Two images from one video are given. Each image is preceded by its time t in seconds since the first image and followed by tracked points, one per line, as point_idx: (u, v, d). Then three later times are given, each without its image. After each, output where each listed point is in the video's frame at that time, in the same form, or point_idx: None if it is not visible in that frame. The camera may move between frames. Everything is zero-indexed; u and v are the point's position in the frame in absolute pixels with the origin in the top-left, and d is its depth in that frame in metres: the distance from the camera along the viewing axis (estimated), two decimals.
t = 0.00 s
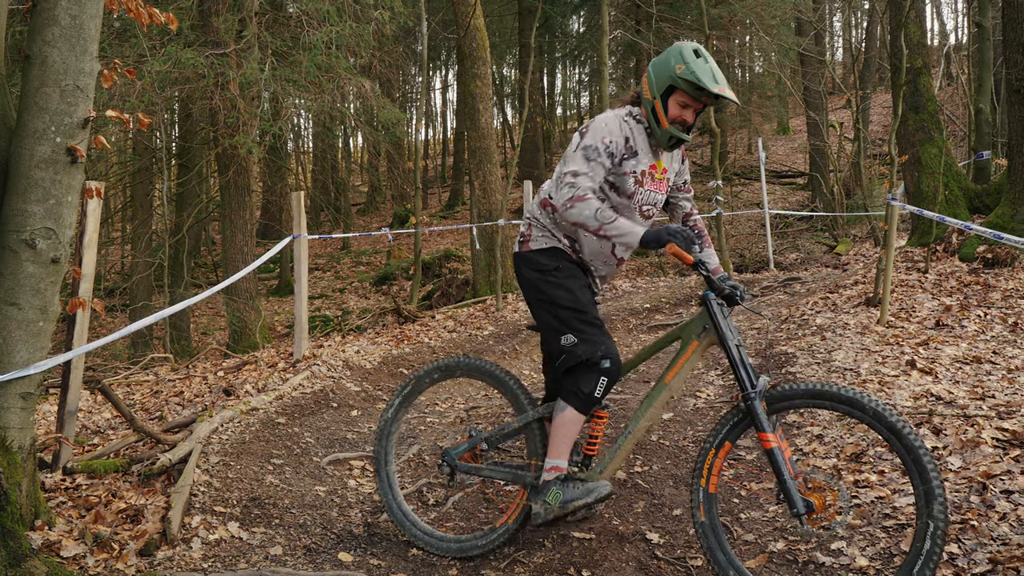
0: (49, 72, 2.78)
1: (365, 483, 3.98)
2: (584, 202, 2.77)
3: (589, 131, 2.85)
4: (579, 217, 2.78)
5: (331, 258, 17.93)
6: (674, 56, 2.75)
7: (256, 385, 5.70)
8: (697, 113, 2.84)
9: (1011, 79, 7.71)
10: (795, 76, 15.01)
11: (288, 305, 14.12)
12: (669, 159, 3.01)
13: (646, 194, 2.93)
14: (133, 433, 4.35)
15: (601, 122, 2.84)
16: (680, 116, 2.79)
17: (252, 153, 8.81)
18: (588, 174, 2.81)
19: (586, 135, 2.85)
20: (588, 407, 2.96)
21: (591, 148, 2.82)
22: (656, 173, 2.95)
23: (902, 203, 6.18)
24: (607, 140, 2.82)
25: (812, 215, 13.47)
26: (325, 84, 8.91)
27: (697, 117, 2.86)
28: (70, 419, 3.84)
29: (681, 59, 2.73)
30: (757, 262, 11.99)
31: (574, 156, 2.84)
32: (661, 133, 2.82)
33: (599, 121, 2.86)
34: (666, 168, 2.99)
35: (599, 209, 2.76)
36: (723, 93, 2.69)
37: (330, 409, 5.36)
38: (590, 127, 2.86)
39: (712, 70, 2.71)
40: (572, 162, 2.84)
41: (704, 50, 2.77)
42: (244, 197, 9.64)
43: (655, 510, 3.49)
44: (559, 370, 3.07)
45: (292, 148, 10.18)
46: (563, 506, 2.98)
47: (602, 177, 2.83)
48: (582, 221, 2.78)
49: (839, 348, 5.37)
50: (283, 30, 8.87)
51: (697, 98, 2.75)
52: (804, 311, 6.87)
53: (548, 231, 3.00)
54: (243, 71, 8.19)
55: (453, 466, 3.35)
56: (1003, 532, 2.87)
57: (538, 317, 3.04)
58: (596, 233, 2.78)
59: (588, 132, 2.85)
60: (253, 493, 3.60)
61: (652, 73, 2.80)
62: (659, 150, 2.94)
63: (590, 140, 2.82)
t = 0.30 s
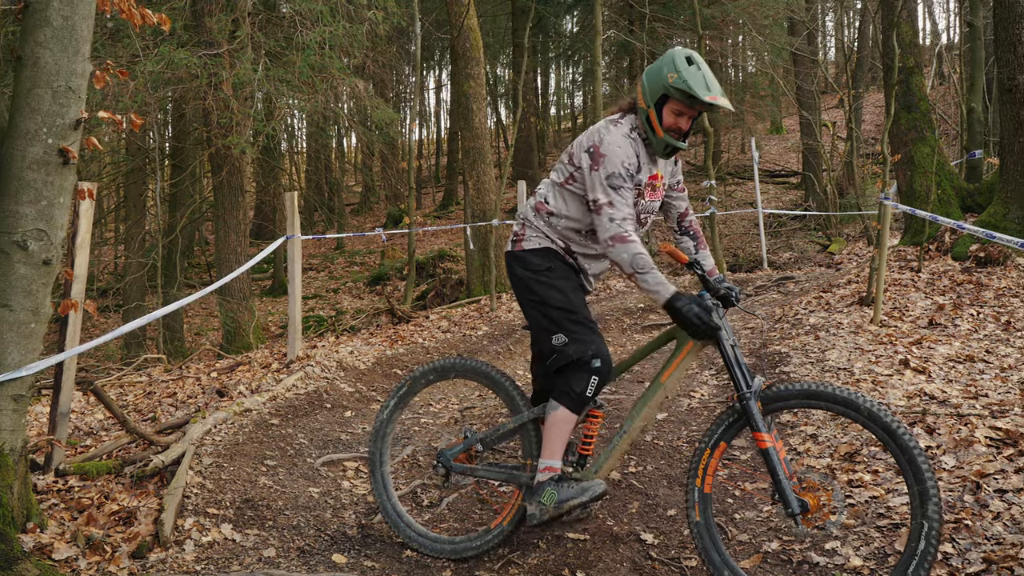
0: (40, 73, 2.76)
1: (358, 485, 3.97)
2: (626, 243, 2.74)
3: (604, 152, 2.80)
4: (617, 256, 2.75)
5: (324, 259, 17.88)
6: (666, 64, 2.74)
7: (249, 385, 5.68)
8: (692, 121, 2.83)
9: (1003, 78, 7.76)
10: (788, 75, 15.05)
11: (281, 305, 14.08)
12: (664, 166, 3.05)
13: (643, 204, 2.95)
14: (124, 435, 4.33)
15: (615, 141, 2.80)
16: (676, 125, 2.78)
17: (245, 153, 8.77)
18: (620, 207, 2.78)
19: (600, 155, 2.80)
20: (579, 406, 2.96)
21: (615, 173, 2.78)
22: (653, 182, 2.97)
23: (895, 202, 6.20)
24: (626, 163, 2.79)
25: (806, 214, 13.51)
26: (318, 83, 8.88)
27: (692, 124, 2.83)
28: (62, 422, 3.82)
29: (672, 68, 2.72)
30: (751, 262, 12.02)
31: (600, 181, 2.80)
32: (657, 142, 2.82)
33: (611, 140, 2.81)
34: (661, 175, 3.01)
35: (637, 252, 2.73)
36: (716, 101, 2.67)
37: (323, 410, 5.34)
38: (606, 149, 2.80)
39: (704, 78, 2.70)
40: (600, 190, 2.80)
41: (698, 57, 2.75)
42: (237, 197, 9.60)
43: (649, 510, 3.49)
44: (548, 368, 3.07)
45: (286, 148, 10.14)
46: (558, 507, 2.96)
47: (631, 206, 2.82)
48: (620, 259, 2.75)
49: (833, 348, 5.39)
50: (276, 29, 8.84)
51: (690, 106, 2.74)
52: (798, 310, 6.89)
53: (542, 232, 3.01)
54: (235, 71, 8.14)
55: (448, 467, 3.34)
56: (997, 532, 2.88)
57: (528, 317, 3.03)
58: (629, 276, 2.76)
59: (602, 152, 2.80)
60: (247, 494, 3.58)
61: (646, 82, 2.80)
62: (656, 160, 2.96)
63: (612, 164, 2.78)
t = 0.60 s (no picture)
0: (29, 73, 2.75)
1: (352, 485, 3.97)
2: (589, 228, 2.82)
3: (584, 143, 2.84)
4: (580, 243, 2.84)
5: (318, 259, 17.85)
6: (657, 61, 2.76)
7: (243, 386, 5.67)
8: (682, 118, 2.84)
9: (996, 80, 7.81)
10: (781, 75, 15.10)
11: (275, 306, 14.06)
12: (657, 162, 3.05)
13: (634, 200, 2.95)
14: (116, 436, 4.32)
15: (597, 134, 2.84)
16: (666, 122, 2.79)
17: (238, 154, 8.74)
18: (590, 196, 2.84)
19: (580, 146, 2.84)
20: (573, 405, 2.97)
21: (593, 163, 2.82)
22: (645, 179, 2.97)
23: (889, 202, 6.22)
24: (606, 155, 2.82)
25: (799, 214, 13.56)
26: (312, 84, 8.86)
27: (682, 123, 2.86)
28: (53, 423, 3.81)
29: (663, 65, 2.73)
30: (744, 262, 12.06)
31: (576, 171, 2.85)
32: (646, 138, 2.83)
33: (594, 132, 2.85)
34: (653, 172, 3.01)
35: (600, 239, 2.81)
36: (704, 99, 2.68)
37: (318, 410, 5.34)
38: (589, 139, 2.84)
39: (694, 75, 2.71)
40: (575, 178, 2.84)
41: (689, 54, 2.76)
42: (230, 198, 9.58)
43: (643, 510, 3.50)
44: (542, 367, 3.07)
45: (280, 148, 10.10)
46: (552, 508, 2.97)
47: (604, 195, 2.86)
48: (583, 246, 2.84)
49: (826, 348, 5.42)
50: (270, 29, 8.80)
51: (680, 103, 2.74)
52: (792, 310, 6.92)
53: (536, 230, 3.02)
54: (228, 72, 8.11)
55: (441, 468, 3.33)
56: (989, 532, 2.90)
57: (521, 315, 3.04)
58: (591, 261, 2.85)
59: (583, 143, 2.84)
60: (239, 495, 3.58)
61: (637, 78, 2.81)
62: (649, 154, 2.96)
63: (592, 156, 2.82)
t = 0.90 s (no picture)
0: (21, 64, 2.73)
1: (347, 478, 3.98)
2: (560, 209, 2.81)
3: (575, 133, 2.84)
4: (555, 224, 2.83)
5: (314, 252, 17.81)
6: (650, 50, 2.77)
7: (238, 379, 5.67)
8: (676, 106, 2.83)
9: (993, 72, 7.81)
10: (777, 68, 15.07)
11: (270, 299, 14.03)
12: (653, 156, 3.03)
13: (628, 192, 2.94)
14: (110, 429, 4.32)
15: (587, 124, 2.84)
16: (660, 110, 2.79)
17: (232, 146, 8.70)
18: (570, 181, 2.83)
19: (571, 135, 2.84)
20: (584, 400, 2.95)
21: (580, 150, 2.81)
22: (640, 171, 2.96)
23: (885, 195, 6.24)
24: (593, 142, 2.81)
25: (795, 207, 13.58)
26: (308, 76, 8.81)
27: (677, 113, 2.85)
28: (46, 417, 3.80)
29: (656, 53, 2.74)
30: (740, 255, 12.08)
31: (562, 158, 2.84)
32: (640, 126, 2.82)
33: (586, 122, 2.85)
34: (649, 165, 3.00)
35: (573, 219, 2.80)
36: (697, 84, 2.68)
37: (313, 403, 5.34)
38: (579, 128, 2.84)
39: (687, 62, 2.71)
40: (559, 164, 2.84)
41: (682, 43, 2.77)
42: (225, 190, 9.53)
43: (638, 503, 3.52)
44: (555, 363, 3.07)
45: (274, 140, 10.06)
46: (547, 500, 3.00)
47: (585, 181, 2.84)
48: (557, 228, 2.83)
49: (822, 341, 5.44)
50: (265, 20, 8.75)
51: (673, 90, 2.74)
52: (787, 303, 6.94)
53: (535, 227, 3.00)
54: (222, 63, 8.06)
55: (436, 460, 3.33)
56: (983, 524, 2.92)
57: (529, 312, 3.04)
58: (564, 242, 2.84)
59: (574, 133, 2.84)
60: (234, 488, 3.58)
61: (630, 68, 2.82)
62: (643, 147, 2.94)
63: (581, 143, 2.81)
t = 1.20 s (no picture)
0: (17, 54, 2.70)
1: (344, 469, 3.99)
2: (554, 182, 2.74)
3: (554, 113, 2.84)
4: (548, 199, 2.76)
5: (311, 243, 17.77)
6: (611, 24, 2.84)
7: (234, 370, 5.67)
8: (647, 73, 2.83)
9: (991, 64, 7.79)
10: (776, 59, 15.03)
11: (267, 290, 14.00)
12: (641, 137, 2.99)
13: (616, 172, 2.89)
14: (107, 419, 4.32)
15: (565, 103, 2.84)
16: (628, 76, 2.79)
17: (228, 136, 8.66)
18: (558, 158, 2.78)
19: (550, 116, 2.84)
20: (570, 391, 2.96)
21: (560, 126, 2.79)
22: (627, 150, 2.91)
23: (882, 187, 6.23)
24: (573, 120, 2.79)
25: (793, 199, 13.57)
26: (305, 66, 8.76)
27: (649, 81, 2.84)
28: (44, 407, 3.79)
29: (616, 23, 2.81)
30: (737, 247, 12.08)
31: (543, 137, 2.82)
32: (609, 95, 2.82)
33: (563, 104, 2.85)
34: (637, 146, 2.96)
35: (568, 187, 2.73)
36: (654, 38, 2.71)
37: (310, 394, 5.33)
38: (557, 109, 2.85)
39: (645, 23, 2.75)
40: (542, 144, 2.80)
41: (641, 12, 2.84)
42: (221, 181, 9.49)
43: (634, 494, 3.53)
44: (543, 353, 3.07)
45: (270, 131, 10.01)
46: (541, 493, 3.00)
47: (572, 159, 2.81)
48: (553, 201, 2.76)
49: (819, 333, 5.45)
50: (262, 10, 8.69)
51: (636, 53, 2.77)
52: (784, 295, 6.94)
53: (526, 215, 2.99)
54: (219, 53, 8.00)
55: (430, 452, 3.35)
56: (980, 516, 2.93)
57: (518, 301, 3.03)
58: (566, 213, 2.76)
59: (553, 114, 2.84)
60: (231, 479, 3.58)
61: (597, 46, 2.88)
62: (627, 125, 2.92)
63: (560, 121, 2.80)
